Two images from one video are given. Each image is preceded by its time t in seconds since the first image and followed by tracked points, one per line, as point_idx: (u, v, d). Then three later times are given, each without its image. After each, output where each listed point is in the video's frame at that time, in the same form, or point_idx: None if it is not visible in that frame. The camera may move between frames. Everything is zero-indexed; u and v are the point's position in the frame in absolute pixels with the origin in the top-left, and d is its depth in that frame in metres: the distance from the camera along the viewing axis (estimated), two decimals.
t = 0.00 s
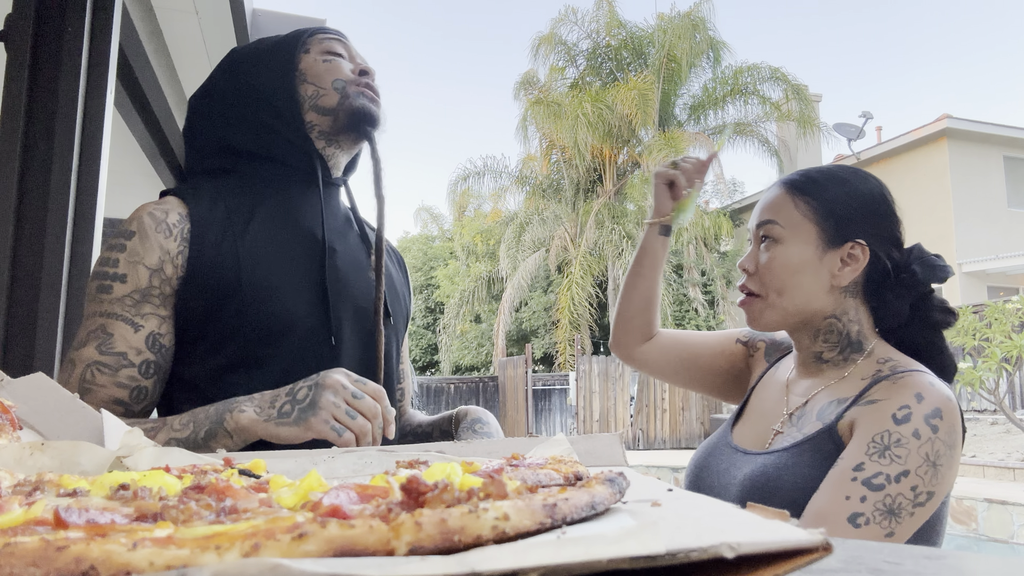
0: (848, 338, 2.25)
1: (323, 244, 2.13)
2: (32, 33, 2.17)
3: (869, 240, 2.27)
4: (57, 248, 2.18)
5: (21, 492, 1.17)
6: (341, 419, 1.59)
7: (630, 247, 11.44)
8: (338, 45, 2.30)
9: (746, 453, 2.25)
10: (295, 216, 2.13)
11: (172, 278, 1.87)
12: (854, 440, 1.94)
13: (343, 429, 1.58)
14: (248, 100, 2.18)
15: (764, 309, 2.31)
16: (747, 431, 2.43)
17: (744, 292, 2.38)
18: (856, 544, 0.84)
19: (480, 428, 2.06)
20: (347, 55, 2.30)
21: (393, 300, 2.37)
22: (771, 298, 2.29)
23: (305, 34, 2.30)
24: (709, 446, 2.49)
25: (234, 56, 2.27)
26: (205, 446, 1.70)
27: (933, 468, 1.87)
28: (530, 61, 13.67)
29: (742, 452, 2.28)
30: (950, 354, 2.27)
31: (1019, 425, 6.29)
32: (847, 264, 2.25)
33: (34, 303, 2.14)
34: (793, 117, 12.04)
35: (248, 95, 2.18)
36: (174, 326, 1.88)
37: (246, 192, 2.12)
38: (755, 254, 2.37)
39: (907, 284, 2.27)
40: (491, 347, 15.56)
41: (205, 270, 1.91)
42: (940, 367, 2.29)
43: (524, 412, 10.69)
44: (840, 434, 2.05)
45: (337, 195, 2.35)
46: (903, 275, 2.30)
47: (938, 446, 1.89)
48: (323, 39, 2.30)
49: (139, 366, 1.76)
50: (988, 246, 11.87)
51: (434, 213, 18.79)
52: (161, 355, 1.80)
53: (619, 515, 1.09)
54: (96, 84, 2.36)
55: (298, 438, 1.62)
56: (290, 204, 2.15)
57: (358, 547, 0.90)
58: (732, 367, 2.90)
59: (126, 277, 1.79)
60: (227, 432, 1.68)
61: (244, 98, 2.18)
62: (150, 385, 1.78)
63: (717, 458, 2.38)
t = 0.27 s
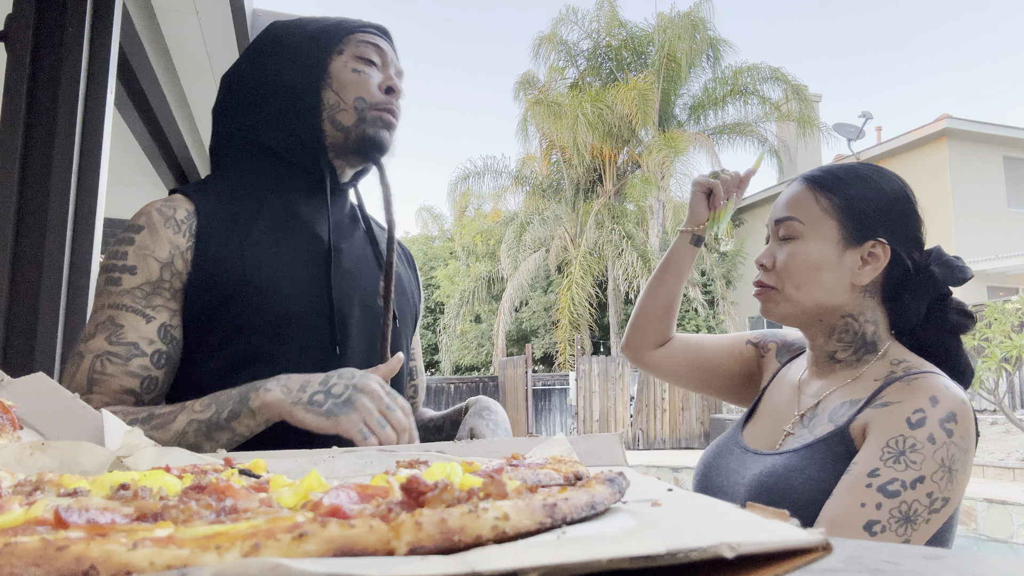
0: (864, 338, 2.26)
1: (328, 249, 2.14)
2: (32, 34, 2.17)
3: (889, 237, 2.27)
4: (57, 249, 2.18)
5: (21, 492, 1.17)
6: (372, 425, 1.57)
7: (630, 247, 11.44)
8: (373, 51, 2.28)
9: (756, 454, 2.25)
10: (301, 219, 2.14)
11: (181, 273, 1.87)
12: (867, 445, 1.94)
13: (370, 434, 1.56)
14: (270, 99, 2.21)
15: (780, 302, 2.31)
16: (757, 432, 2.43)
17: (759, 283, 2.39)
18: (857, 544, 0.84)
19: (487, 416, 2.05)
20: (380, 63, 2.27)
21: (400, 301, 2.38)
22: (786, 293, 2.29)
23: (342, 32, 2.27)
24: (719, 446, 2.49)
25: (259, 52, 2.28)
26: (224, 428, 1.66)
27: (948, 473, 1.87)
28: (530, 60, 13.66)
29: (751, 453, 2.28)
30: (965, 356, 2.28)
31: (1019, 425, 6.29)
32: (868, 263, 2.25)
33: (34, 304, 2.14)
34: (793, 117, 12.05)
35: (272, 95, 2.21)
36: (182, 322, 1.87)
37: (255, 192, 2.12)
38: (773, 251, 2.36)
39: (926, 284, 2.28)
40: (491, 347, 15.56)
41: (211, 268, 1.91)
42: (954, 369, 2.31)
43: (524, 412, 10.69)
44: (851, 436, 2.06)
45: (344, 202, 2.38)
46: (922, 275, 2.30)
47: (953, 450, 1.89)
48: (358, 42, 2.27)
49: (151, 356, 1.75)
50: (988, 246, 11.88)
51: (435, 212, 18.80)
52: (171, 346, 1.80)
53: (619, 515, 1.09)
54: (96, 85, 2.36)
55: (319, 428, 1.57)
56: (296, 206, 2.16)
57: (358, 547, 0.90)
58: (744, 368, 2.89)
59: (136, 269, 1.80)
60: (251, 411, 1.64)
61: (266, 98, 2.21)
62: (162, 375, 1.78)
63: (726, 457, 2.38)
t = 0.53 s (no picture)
0: (874, 338, 2.26)
1: (337, 251, 2.15)
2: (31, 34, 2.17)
3: (902, 241, 2.27)
4: (57, 248, 2.18)
5: (21, 492, 1.17)
6: (388, 398, 1.59)
7: (630, 247, 11.43)
8: (400, 75, 2.26)
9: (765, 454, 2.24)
10: (310, 220, 2.14)
11: (191, 266, 1.87)
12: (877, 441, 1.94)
13: (388, 407, 1.57)
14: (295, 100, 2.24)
15: (790, 303, 2.31)
16: (761, 431, 2.42)
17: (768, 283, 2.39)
18: (856, 544, 0.84)
19: (490, 418, 2.05)
20: (404, 87, 2.27)
21: (405, 305, 2.38)
22: (797, 293, 2.29)
23: (376, 43, 2.25)
24: (722, 447, 2.48)
25: (290, 52, 2.31)
26: (239, 412, 1.65)
27: (957, 471, 1.87)
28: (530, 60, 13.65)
29: (759, 453, 2.27)
30: (971, 359, 2.28)
31: (1019, 425, 6.29)
32: (880, 265, 2.25)
33: (34, 304, 2.15)
34: (792, 117, 12.05)
35: (299, 98, 2.25)
36: (192, 317, 1.87)
37: (266, 189, 2.12)
38: (785, 250, 2.35)
39: (937, 287, 2.28)
40: (491, 347, 15.56)
41: (219, 264, 1.91)
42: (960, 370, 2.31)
43: (524, 412, 10.69)
44: (861, 434, 2.06)
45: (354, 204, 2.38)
46: (932, 277, 2.29)
47: (963, 449, 1.89)
48: (387, 59, 2.25)
49: (161, 348, 1.74)
50: (988, 246, 11.88)
51: (436, 212, 18.80)
52: (180, 339, 1.79)
53: (619, 515, 1.09)
54: (96, 85, 2.36)
55: (340, 408, 1.59)
56: (306, 205, 2.16)
57: (358, 547, 0.90)
58: (744, 374, 2.90)
59: (146, 261, 1.79)
60: (266, 395, 1.64)
61: (294, 100, 2.25)
62: (171, 368, 1.77)
63: (731, 458, 2.36)
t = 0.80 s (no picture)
0: (868, 337, 2.26)
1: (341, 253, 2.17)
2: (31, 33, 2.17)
3: (902, 243, 2.26)
4: (57, 248, 2.17)
5: (20, 492, 1.17)
6: (394, 401, 1.61)
7: (630, 247, 11.43)
8: (411, 82, 2.26)
9: (763, 455, 2.23)
10: (315, 221, 2.16)
11: (195, 265, 1.87)
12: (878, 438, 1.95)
13: (394, 409, 1.59)
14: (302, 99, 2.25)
15: (786, 297, 2.32)
16: (756, 430, 2.41)
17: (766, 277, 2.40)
18: (857, 544, 0.84)
19: (490, 427, 2.06)
20: (413, 95, 2.27)
21: (406, 307, 2.41)
22: (795, 287, 2.30)
23: (387, 49, 2.25)
24: (716, 447, 2.47)
25: (295, 56, 2.31)
26: (244, 412, 1.66)
27: (959, 467, 1.87)
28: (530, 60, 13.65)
29: (756, 455, 2.25)
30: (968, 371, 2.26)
31: (1019, 425, 6.29)
32: (877, 265, 2.25)
33: (33, 303, 2.15)
34: (792, 117, 12.05)
35: (305, 101, 2.25)
36: (196, 315, 1.87)
37: (271, 189, 2.12)
38: (786, 240, 2.36)
39: (935, 297, 2.27)
40: (491, 347, 15.56)
41: (226, 263, 1.91)
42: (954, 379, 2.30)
43: (524, 412, 10.70)
44: (861, 431, 2.07)
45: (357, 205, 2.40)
46: (931, 287, 2.29)
47: (964, 445, 1.89)
48: (399, 66, 2.25)
49: (163, 348, 1.73)
50: (988, 246, 11.88)
51: (436, 212, 18.77)
52: (181, 339, 1.79)
53: (619, 515, 1.09)
54: (96, 84, 2.36)
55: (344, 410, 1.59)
56: (310, 206, 2.17)
57: (358, 547, 0.90)
58: (735, 372, 2.89)
59: (150, 259, 1.78)
60: (271, 397, 1.65)
61: (300, 103, 2.25)
62: (172, 367, 1.77)
63: (727, 458, 2.35)
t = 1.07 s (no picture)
0: (860, 336, 2.26)
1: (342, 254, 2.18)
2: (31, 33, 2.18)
3: (899, 243, 2.26)
4: (57, 248, 2.17)
5: (20, 492, 1.17)
6: (399, 395, 1.60)
7: (630, 247, 11.41)
8: (408, 73, 2.31)
9: (756, 454, 2.23)
10: (314, 221, 2.16)
11: (195, 266, 1.86)
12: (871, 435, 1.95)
13: (400, 403, 1.58)
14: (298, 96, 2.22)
15: (779, 291, 2.32)
16: (750, 429, 2.41)
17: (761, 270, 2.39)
18: (857, 544, 0.84)
19: (487, 426, 2.06)
20: (411, 86, 2.31)
21: (406, 304, 2.43)
22: (789, 281, 2.30)
23: (381, 48, 2.28)
24: (707, 447, 2.47)
25: (288, 54, 2.27)
26: (248, 410, 1.65)
27: (952, 464, 1.88)
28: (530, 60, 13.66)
29: (750, 453, 2.25)
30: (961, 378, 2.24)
31: (1019, 425, 6.29)
32: (873, 264, 2.25)
33: (34, 303, 2.15)
34: (792, 116, 12.05)
35: (300, 100, 2.22)
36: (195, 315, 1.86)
37: (270, 189, 2.12)
38: (785, 235, 2.36)
39: (929, 304, 2.28)
40: (491, 347, 15.55)
41: (226, 262, 1.91)
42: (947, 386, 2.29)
43: (524, 412, 10.70)
44: (854, 429, 2.07)
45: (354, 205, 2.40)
46: (926, 292, 2.31)
47: (957, 441, 1.89)
48: (397, 61, 2.30)
49: (165, 347, 1.74)
50: (988, 246, 11.88)
51: (436, 212, 18.74)
52: (183, 338, 1.79)
53: (618, 515, 1.09)
54: (96, 84, 2.36)
55: (349, 405, 1.58)
56: (307, 205, 2.17)
57: (358, 547, 0.90)
58: (726, 371, 2.89)
59: (152, 259, 1.78)
60: (276, 393, 1.64)
61: (294, 101, 2.22)
62: (175, 366, 1.77)
63: (719, 457, 2.35)
